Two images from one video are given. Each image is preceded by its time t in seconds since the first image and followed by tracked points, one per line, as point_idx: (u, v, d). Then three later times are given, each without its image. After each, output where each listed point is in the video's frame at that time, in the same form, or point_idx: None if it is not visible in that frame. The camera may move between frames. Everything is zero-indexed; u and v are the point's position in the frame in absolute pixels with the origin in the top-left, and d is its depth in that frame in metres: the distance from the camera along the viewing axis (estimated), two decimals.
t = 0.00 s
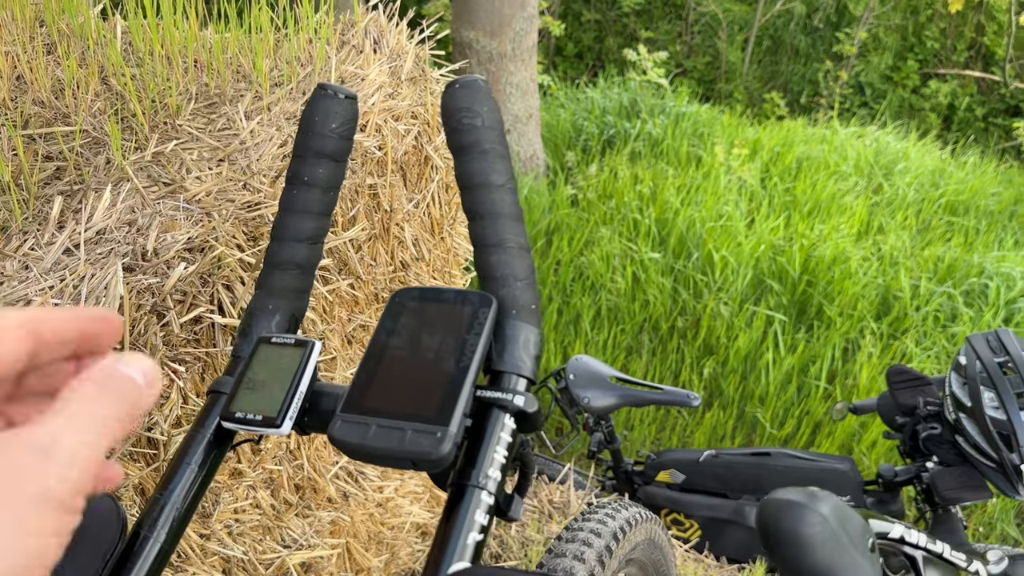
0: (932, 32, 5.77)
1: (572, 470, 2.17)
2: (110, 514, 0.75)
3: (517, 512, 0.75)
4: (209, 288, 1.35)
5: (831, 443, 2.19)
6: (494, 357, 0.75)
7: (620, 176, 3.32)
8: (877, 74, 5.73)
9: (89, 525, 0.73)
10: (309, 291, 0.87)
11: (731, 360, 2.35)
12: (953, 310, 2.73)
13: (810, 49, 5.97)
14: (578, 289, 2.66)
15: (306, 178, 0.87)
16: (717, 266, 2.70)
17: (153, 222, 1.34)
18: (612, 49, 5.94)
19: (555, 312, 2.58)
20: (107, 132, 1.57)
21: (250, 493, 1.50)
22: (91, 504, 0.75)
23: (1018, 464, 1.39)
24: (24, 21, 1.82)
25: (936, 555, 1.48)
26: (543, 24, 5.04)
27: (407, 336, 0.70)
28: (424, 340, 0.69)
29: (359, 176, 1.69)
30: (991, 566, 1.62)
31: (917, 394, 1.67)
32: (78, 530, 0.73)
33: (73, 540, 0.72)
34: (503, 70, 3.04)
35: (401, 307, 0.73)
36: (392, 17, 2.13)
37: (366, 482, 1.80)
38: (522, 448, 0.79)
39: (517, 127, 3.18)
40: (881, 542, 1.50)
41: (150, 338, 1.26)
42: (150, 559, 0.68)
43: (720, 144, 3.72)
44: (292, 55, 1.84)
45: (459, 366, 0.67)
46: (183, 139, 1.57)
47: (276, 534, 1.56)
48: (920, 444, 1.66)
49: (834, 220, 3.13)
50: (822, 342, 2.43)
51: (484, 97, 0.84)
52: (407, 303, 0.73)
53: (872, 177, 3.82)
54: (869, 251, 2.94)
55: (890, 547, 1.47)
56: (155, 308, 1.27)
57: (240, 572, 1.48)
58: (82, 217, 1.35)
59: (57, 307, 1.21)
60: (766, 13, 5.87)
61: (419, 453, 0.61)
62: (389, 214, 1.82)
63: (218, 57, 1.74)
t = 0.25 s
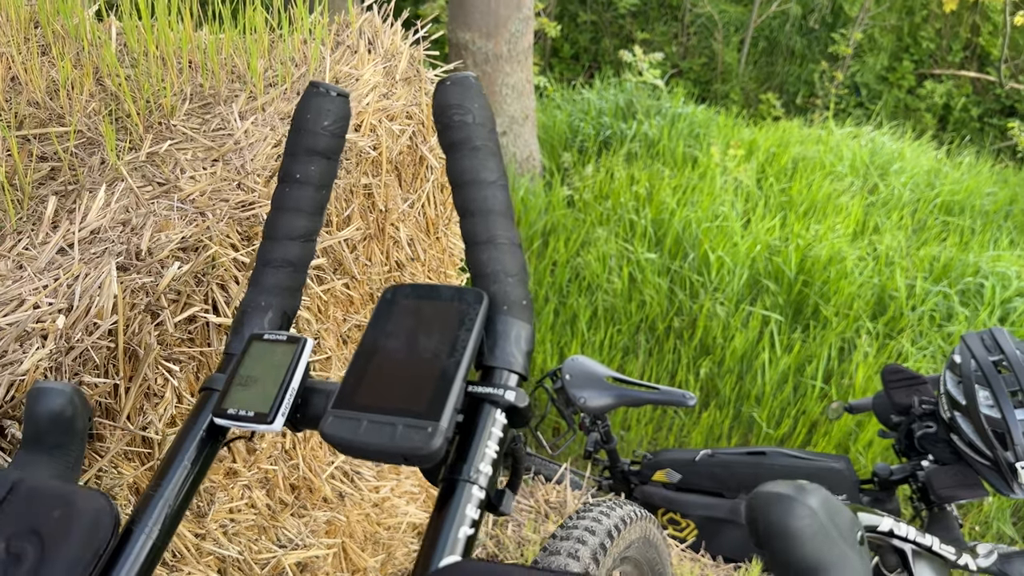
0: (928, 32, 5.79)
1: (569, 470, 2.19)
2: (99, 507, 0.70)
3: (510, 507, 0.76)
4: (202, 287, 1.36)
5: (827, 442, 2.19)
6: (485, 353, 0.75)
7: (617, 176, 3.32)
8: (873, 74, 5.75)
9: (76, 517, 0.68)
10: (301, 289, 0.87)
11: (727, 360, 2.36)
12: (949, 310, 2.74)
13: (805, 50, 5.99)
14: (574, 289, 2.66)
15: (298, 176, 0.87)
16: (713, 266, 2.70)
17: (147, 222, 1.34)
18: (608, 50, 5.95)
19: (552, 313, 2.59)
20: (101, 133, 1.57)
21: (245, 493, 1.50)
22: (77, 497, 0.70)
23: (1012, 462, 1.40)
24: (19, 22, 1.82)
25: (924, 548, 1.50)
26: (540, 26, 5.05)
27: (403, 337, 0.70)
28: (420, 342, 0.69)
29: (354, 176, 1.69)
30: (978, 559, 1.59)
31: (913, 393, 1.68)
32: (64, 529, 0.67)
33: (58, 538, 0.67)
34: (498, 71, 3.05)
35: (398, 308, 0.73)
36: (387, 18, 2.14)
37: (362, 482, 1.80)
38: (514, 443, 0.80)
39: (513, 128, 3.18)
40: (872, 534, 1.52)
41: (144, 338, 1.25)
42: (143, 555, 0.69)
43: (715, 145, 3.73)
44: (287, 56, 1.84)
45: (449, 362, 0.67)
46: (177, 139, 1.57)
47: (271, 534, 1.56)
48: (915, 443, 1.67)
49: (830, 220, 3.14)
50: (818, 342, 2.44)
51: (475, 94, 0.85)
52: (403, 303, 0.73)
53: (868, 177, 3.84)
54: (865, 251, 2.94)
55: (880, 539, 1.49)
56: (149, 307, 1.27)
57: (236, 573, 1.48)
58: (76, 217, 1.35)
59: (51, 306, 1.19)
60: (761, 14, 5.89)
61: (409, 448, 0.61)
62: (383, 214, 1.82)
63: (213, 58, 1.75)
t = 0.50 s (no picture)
0: (925, 34, 5.82)
1: (568, 470, 2.20)
2: (107, 491, 0.72)
3: (510, 491, 0.77)
4: (206, 282, 1.37)
5: (825, 441, 2.20)
6: (486, 340, 0.77)
7: (616, 177, 3.34)
8: (871, 76, 5.77)
9: (86, 502, 0.70)
10: (305, 280, 0.89)
11: (726, 360, 2.38)
12: (947, 310, 2.76)
13: (803, 51, 6.01)
14: (574, 289, 2.68)
15: (302, 169, 0.88)
16: (712, 266, 2.72)
17: (152, 218, 1.36)
18: (607, 52, 5.98)
19: (552, 312, 2.60)
20: (105, 131, 1.58)
21: (247, 488, 1.52)
22: (86, 480, 0.72)
23: (1010, 459, 1.41)
24: (23, 22, 1.84)
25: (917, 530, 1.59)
26: (539, 28, 5.08)
27: (405, 339, 0.70)
28: (421, 344, 0.69)
29: (355, 174, 1.70)
30: (970, 543, 1.63)
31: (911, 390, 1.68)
32: (73, 514, 0.69)
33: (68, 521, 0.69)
34: (498, 73, 3.07)
35: (400, 307, 0.73)
36: (387, 18, 2.15)
37: (363, 479, 1.82)
38: (514, 430, 0.81)
39: (512, 129, 3.20)
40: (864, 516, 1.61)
41: (149, 332, 1.26)
42: (151, 539, 0.71)
43: (714, 146, 3.75)
44: (288, 56, 1.85)
45: (451, 349, 0.68)
46: (180, 137, 1.58)
47: (273, 529, 1.57)
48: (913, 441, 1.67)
49: (828, 221, 3.16)
50: (816, 342, 2.45)
51: (476, 88, 0.86)
52: (406, 300, 0.74)
53: (866, 178, 3.86)
54: (863, 251, 2.96)
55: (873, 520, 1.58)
56: (154, 302, 1.28)
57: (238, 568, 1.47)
58: (81, 213, 1.36)
59: (57, 299, 1.21)
60: (760, 16, 5.92)
61: (413, 432, 0.63)
62: (384, 212, 1.84)
63: (215, 58, 1.76)
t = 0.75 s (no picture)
0: (925, 38, 5.84)
1: (567, 472, 2.20)
2: (110, 493, 0.74)
3: (502, 493, 0.79)
4: (207, 289, 1.38)
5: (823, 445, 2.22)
6: (480, 347, 0.79)
7: (615, 182, 3.36)
8: (871, 80, 5.79)
9: (89, 505, 0.72)
10: (303, 288, 0.91)
11: (725, 364, 2.39)
12: (946, 314, 2.77)
13: (804, 55, 6.03)
14: (573, 293, 2.70)
15: (301, 179, 0.90)
16: (711, 270, 2.73)
17: (153, 225, 1.38)
18: (607, 56, 6.00)
19: (551, 316, 2.62)
20: (107, 139, 1.60)
21: (247, 491, 1.54)
22: (89, 483, 0.74)
23: (1006, 463, 1.43)
24: (27, 30, 1.86)
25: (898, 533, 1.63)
26: (539, 32, 5.10)
27: (405, 342, 0.72)
28: (421, 346, 0.71)
29: (354, 180, 1.72)
30: (951, 545, 1.66)
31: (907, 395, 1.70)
32: (77, 516, 0.71)
33: (72, 523, 0.71)
34: (498, 77, 3.09)
35: (401, 312, 0.75)
36: (387, 26, 2.18)
37: (362, 482, 1.83)
38: (506, 434, 0.83)
39: (512, 134, 3.22)
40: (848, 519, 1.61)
41: (151, 337, 1.28)
42: (153, 542, 0.72)
43: (713, 150, 3.77)
44: (289, 63, 1.88)
45: (445, 355, 0.70)
46: (182, 144, 1.61)
47: (273, 532, 1.59)
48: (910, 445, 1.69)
49: (828, 225, 3.17)
50: (815, 346, 2.47)
51: (470, 101, 0.88)
52: (407, 304, 0.76)
53: (866, 182, 3.87)
54: (862, 255, 2.97)
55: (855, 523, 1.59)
56: (156, 307, 1.29)
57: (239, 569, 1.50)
58: (85, 220, 1.38)
59: (61, 305, 1.23)
60: (760, 20, 5.94)
61: (406, 436, 0.64)
62: (383, 218, 1.86)
63: (216, 65, 1.79)
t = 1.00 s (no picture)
0: (928, 42, 5.84)
1: (567, 476, 2.20)
2: (109, 495, 0.75)
3: (496, 497, 0.79)
4: (208, 292, 1.39)
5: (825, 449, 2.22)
6: (475, 351, 0.79)
7: (618, 186, 3.37)
8: (874, 84, 5.79)
9: (88, 506, 0.73)
10: (301, 292, 0.91)
11: (727, 367, 2.40)
12: (948, 318, 2.77)
13: (806, 59, 6.03)
14: (575, 297, 2.70)
15: (299, 185, 0.91)
16: (713, 274, 2.73)
17: (155, 229, 1.39)
18: (610, 59, 6.01)
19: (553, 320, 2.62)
20: (110, 143, 1.61)
21: (247, 493, 1.54)
22: (88, 486, 0.75)
23: (1006, 467, 1.41)
24: (31, 34, 1.88)
25: (890, 536, 1.56)
26: (542, 36, 5.11)
27: (407, 345, 0.73)
28: (423, 350, 0.72)
29: (355, 185, 1.73)
30: (943, 549, 1.63)
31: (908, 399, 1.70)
32: (76, 517, 0.72)
33: (71, 525, 0.71)
34: (500, 81, 3.10)
35: (402, 317, 0.76)
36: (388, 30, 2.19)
37: (362, 484, 1.84)
38: (500, 438, 0.83)
39: (514, 137, 3.22)
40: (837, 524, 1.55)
41: (151, 340, 1.29)
42: (150, 543, 0.73)
43: (715, 154, 3.78)
44: (290, 68, 1.89)
45: (441, 359, 0.71)
46: (183, 149, 1.62)
47: (273, 534, 1.60)
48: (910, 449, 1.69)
49: (830, 229, 3.17)
50: (817, 349, 2.47)
51: (466, 108, 0.89)
52: (408, 309, 0.77)
53: (868, 186, 3.87)
54: (864, 259, 2.97)
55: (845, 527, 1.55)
56: (156, 311, 1.30)
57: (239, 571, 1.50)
58: (86, 224, 1.40)
59: (62, 309, 1.24)
60: (762, 24, 5.95)
61: (401, 439, 0.65)
62: (384, 222, 1.87)
63: (218, 70, 1.80)
